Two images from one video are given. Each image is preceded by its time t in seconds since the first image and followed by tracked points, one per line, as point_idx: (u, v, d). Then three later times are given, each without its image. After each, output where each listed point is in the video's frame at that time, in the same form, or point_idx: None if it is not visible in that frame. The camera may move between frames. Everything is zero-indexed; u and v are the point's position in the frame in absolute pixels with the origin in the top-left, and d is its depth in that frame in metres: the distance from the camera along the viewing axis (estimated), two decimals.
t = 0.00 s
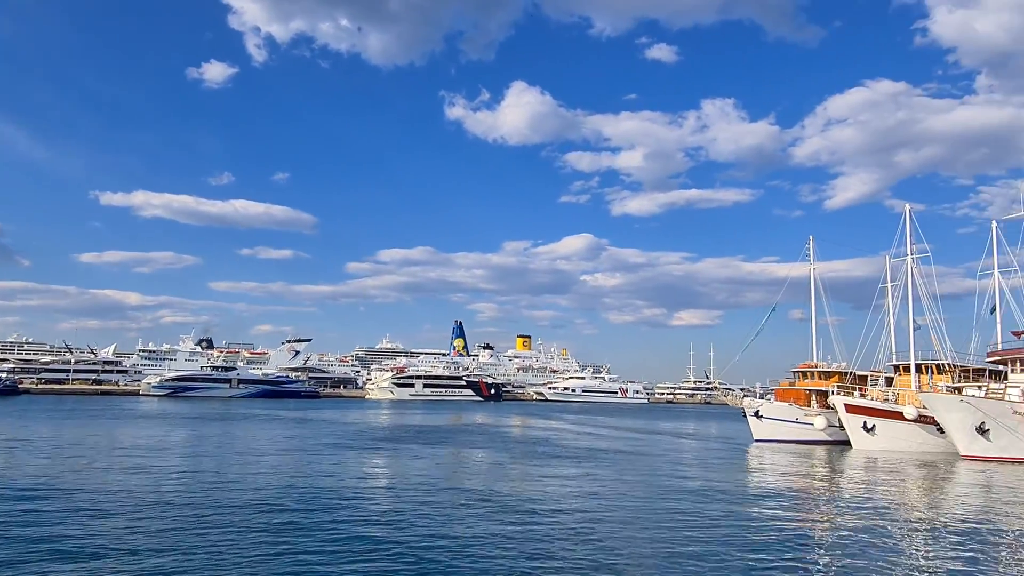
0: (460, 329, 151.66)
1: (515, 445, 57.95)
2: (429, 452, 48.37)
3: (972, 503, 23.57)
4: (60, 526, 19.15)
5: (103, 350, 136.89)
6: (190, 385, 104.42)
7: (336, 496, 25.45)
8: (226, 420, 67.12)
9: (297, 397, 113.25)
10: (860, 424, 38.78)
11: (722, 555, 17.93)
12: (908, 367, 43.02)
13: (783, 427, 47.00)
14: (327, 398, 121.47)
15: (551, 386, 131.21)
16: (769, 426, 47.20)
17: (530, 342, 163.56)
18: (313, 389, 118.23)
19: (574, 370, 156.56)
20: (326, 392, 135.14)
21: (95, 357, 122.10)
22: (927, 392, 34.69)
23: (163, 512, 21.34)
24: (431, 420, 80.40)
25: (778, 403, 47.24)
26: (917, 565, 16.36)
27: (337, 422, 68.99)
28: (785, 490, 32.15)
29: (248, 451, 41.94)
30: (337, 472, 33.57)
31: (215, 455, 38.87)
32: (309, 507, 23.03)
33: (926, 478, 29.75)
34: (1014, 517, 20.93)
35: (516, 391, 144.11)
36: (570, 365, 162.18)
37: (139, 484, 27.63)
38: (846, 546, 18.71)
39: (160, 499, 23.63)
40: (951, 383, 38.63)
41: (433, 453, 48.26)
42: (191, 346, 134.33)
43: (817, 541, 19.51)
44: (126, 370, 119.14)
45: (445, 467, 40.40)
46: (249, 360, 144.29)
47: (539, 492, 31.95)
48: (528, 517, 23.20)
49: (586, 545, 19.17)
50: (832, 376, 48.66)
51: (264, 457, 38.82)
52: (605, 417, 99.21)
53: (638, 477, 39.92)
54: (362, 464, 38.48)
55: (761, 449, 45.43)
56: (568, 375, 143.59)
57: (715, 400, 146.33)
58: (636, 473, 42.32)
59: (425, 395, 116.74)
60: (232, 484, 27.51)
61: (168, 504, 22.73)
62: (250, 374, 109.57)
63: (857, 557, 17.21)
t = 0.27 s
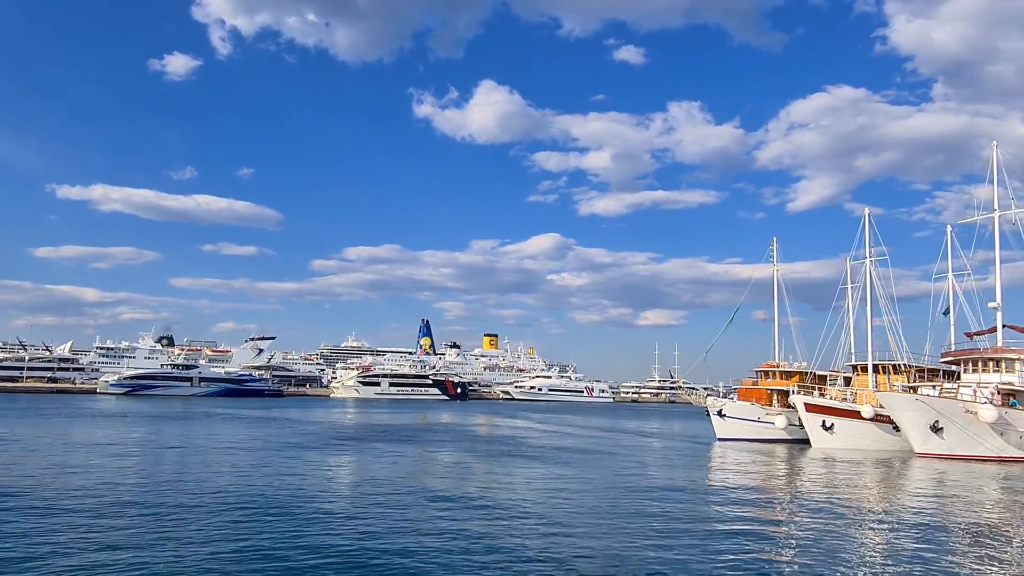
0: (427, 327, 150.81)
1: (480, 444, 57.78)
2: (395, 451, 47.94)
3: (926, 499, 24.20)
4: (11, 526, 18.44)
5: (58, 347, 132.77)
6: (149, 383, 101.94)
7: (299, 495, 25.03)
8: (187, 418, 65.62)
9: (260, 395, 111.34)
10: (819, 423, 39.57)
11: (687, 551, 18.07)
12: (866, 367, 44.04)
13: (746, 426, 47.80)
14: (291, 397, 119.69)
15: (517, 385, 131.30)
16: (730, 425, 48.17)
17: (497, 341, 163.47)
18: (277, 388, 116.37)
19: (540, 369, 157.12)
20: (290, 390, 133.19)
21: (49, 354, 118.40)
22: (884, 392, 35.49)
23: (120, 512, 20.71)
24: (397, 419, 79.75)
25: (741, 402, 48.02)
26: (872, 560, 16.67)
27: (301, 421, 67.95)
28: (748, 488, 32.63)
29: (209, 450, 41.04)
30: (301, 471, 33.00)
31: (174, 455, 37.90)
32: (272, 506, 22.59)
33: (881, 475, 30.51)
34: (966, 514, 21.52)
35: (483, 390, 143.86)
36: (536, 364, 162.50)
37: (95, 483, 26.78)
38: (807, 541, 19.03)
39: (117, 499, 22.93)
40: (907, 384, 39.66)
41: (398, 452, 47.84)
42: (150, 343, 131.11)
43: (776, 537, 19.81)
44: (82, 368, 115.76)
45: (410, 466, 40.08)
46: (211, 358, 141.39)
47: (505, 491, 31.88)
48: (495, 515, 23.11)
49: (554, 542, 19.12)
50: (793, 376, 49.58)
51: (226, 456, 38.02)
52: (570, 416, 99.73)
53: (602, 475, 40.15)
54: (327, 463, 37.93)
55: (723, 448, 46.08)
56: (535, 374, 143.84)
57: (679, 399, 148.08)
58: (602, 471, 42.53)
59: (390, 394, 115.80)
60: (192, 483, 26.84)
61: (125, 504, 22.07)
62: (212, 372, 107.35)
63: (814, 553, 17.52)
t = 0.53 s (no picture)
0: (401, 325, 149.90)
1: (454, 443, 57.56)
2: (368, 450, 47.54)
3: (893, 497, 24.64)
4: None
5: (21, 345, 129.39)
6: (117, 381, 99.89)
7: (270, 494, 24.67)
8: (155, 417, 64.37)
9: (231, 393, 109.68)
10: (789, 422, 40.13)
11: (661, 549, 18.15)
12: (835, 367, 44.78)
13: (717, 425, 48.33)
14: (262, 395, 118.11)
15: (491, 384, 131.16)
16: (701, 424, 48.69)
17: (471, 340, 163.15)
18: (248, 386, 114.76)
19: (515, 368, 157.14)
20: (261, 389, 131.45)
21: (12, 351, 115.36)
22: (852, 392, 36.11)
23: (84, 512, 20.21)
24: (370, 418, 79.15)
25: (713, 401, 48.55)
26: (840, 557, 16.92)
27: (273, 420, 67.09)
28: (719, 486, 32.96)
29: (177, 449, 40.28)
30: (271, 471, 32.53)
31: (142, 454, 37.14)
32: (242, 505, 22.23)
33: (848, 473, 31.05)
34: (930, 511, 21.97)
35: (457, 389, 143.42)
36: (511, 363, 162.51)
37: (58, 483, 26.12)
38: (777, 539, 19.26)
39: (81, 498, 22.39)
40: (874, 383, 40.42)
41: (371, 450, 47.46)
42: (118, 340, 128.43)
43: (748, 534, 20.00)
44: (47, 365, 113.00)
45: (383, 465, 39.79)
46: (181, 355, 138.98)
47: (478, 489, 31.79)
48: (468, 513, 23.00)
49: (529, 540, 19.09)
50: (764, 376, 50.21)
51: (195, 455, 37.34)
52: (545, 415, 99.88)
53: (576, 474, 40.26)
54: (298, 462, 37.47)
55: (695, 447, 46.51)
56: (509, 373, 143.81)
57: (652, 398, 149.17)
58: (575, 470, 42.65)
59: (364, 392, 114.91)
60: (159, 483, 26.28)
61: (90, 503, 21.55)
62: (182, 370, 105.47)
63: (784, 550, 17.71)
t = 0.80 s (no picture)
0: (377, 324, 148.96)
1: (430, 441, 57.33)
2: (342, 448, 47.19)
3: (862, 496, 25.06)
4: None
5: None
6: (86, 379, 97.99)
7: (241, 492, 24.36)
8: (126, 415, 63.25)
9: (203, 391, 108.13)
10: (762, 421, 40.60)
11: (638, 546, 18.27)
12: (807, 367, 45.42)
13: (691, 424, 48.77)
14: (236, 394, 116.60)
15: (468, 382, 130.93)
16: (676, 422, 49.08)
17: (448, 338, 162.71)
18: (221, 384, 113.22)
19: (491, 367, 157.07)
20: (235, 387, 129.78)
21: None
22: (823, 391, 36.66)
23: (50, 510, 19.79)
24: (346, 416, 78.56)
25: (687, 400, 49.00)
26: (807, 554, 17.23)
27: (246, 418, 66.27)
28: (693, 485, 33.27)
29: (147, 447, 39.63)
30: (244, 469, 32.13)
31: (111, 452, 36.48)
32: (212, 504, 21.88)
33: (819, 472, 31.52)
34: (900, 508, 22.40)
35: (433, 387, 142.95)
36: (487, 361, 162.34)
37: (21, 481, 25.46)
38: (748, 536, 19.46)
39: (45, 497, 21.88)
40: (845, 383, 41.06)
41: (345, 449, 47.12)
42: (87, 337, 125.93)
43: (722, 531, 20.21)
44: (14, 363, 110.47)
45: (358, 463, 39.50)
46: (153, 353, 136.73)
47: (453, 487, 31.65)
48: (442, 511, 22.91)
49: (508, 538, 19.07)
50: (738, 375, 50.78)
51: (165, 453, 36.76)
52: (521, 413, 99.95)
53: (552, 472, 40.35)
54: (271, 460, 37.04)
55: (669, 445, 46.89)
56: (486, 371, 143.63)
57: (627, 397, 150.04)
58: (551, 468, 42.74)
59: (339, 390, 114.05)
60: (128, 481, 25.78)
61: (56, 502, 21.10)
62: (153, 367, 103.73)
63: (758, 547, 17.93)
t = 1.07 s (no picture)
0: (349, 321, 147.71)
1: (402, 439, 57.02)
2: (313, 446, 46.69)
3: (829, 493, 25.53)
4: None
5: None
6: (48, 376, 95.52)
7: (211, 491, 23.94)
8: (89, 413, 61.79)
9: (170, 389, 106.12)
10: (732, 419, 41.14)
11: (612, 543, 18.34)
12: (776, 365, 46.15)
13: (662, 422, 49.23)
14: (204, 391, 114.64)
15: (440, 380, 130.58)
16: (647, 420, 49.51)
17: (420, 336, 162.05)
18: (189, 382, 111.23)
19: (464, 365, 156.79)
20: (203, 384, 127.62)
21: None
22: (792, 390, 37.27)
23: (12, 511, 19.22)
24: (316, 414, 77.76)
25: (658, 398, 49.46)
26: (777, 550, 17.50)
27: (215, 416, 65.18)
28: (664, 482, 33.58)
29: (112, 445, 38.76)
30: (213, 467, 31.60)
31: (74, 450, 35.59)
32: (181, 503, 21.47)
33: (787, 469, 32.04)
34: (866, 505, 22.81)
35: (405, 385, 142.24)
36: (460, 359, 162.03)
37: None
38: (720, 533, 19.70)
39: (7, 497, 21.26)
40: (813, 381, 41.80)
41: (316, 447, 46.62)
42: (50, 333, 122.76)
43: (694, 528, 20.37)
44: None
45: (329, 461, 39.12)
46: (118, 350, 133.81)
47: (425, 485, 31.51)
48: (416, 509, 22.79)
49: (483, 536, 19.02)
50: (708, 374, 51.36)
51: (132, 451, 35.99)
52: (493, 411, 99.98)
53: (525, 470, 40.40)
54: (241, 458, 36.47)
55: (641, 443, 47.24)
56: (458, 369, 143.36)
57: (599, 395, 150.97)
58: (523, 466, 42.81)
59: (309, 388, 112.82)
60: (92, 480, 25.18)
61: (19, 502, 20.52)
62: (119, 364, 101.55)
63: (729, 544, 18.09)
